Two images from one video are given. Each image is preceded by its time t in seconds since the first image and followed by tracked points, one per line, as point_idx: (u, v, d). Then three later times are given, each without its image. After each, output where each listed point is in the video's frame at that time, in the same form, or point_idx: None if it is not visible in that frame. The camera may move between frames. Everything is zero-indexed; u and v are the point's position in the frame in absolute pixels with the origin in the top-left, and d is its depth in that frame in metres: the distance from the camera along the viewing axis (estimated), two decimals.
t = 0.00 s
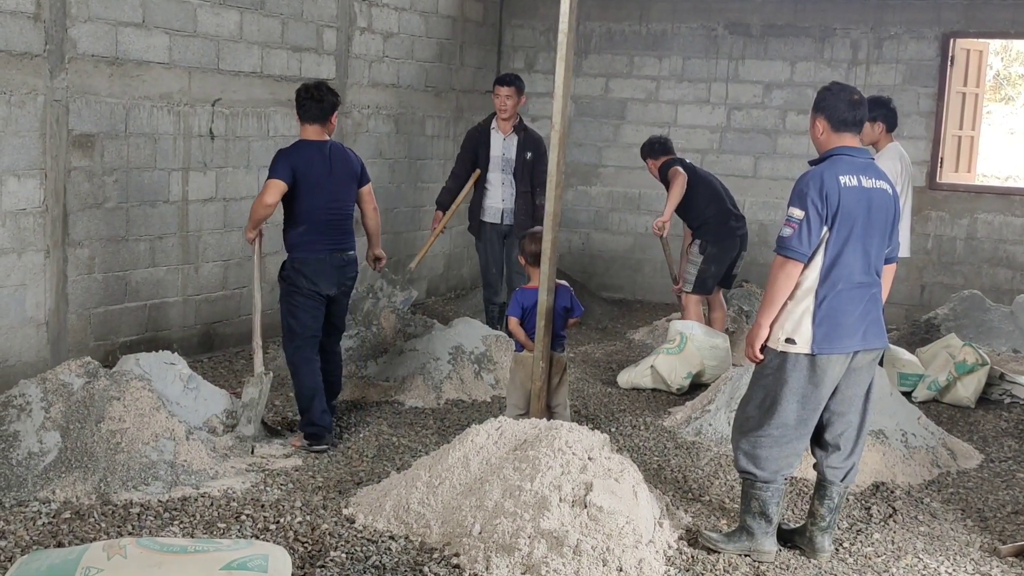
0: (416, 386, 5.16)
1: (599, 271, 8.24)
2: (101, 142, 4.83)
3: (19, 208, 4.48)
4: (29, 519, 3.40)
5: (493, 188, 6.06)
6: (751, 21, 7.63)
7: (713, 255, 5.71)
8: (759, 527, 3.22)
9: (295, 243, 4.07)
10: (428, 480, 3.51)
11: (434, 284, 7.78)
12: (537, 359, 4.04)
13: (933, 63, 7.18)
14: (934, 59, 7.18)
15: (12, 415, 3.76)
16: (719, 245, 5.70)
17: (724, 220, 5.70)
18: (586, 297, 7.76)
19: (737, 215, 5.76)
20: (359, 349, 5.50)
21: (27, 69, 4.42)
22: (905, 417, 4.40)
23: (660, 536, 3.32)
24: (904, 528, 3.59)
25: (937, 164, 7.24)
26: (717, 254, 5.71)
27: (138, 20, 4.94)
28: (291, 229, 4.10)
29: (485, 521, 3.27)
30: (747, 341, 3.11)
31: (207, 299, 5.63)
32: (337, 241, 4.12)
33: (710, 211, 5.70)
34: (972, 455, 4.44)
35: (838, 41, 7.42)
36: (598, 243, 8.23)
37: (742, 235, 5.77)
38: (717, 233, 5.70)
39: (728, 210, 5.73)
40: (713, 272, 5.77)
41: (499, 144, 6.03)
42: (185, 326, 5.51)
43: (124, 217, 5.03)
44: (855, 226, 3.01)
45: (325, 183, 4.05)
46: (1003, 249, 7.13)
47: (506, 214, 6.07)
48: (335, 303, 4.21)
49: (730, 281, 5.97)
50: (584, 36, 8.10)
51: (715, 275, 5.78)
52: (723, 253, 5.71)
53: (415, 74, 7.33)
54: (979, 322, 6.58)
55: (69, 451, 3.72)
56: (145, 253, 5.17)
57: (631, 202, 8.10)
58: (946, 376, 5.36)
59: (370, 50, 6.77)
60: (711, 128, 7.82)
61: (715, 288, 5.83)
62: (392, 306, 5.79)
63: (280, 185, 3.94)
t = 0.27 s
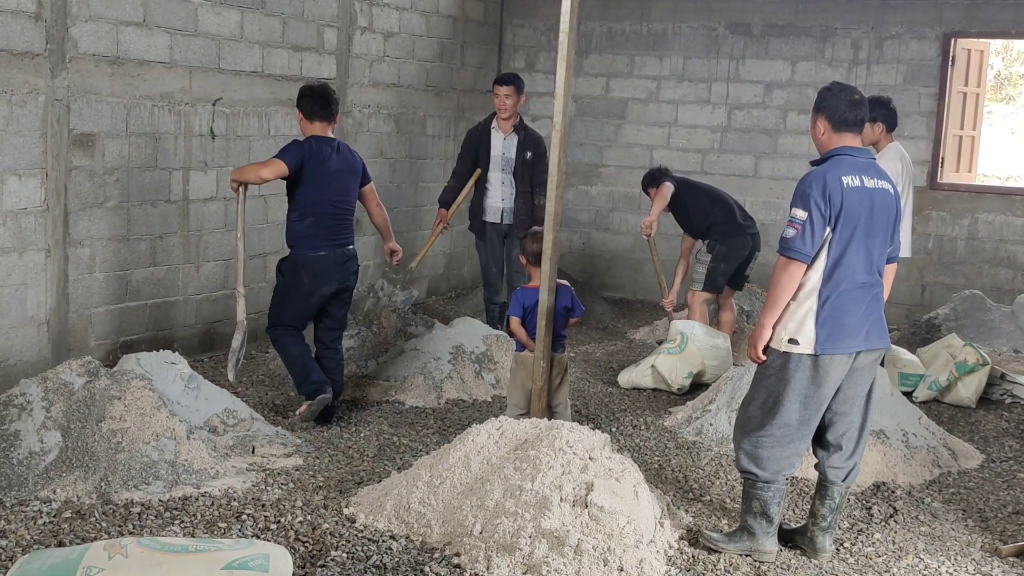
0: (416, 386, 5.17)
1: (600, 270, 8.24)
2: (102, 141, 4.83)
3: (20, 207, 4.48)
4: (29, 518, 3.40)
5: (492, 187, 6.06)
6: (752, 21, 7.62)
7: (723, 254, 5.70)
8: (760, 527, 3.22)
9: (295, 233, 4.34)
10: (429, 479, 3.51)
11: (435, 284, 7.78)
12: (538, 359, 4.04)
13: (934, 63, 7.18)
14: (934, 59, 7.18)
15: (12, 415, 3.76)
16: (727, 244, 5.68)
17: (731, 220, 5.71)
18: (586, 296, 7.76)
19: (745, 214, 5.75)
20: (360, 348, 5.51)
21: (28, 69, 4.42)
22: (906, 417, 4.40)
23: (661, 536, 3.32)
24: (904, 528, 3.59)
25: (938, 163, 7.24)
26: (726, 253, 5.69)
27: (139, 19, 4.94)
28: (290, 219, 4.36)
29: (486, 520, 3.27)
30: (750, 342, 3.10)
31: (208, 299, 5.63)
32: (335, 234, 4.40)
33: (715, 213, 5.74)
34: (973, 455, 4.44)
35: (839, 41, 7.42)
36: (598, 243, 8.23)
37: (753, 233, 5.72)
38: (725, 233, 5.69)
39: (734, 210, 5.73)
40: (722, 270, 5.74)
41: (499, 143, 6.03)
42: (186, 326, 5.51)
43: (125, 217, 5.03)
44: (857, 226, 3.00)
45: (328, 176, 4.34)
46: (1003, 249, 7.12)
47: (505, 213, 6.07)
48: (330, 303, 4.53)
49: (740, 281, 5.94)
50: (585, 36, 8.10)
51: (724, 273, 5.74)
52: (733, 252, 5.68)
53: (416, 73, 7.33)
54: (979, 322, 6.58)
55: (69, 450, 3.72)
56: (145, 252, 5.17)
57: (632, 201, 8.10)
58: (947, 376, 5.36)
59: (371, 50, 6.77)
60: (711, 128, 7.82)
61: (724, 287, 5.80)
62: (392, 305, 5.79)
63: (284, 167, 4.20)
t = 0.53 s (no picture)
0: (415, 386, 5.17)
1: (599, 270, 8.24)
2: (100, 143, 4.83)
3: (18, 209, 4.48)
4: (28, 520, 3.40)
5: (492, 189, 6.07)
6: (750, 22, 7.63)
7: (726, 255, 5.70)
8: (758, 527, 3.22)
9: (288, 233, 4.34)
10: (428, 480, 3.51)
11: (434, 285, 7.78)
12: (537, 360, 4.04)
13: (932, 63, 7.18)
14: (933, 60, 7.18)
15: (11, 416, 3.77)
16: (729, 245, 5.69)
17: (734, 222, 5.72)
18: (585, 297, 7.76)
19: (747, 218, 5.78)
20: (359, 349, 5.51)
21: (26, 70, 4.42)
22: (904, 417, 4.40)
23: (659, 537, 3.32)
24: (902, 529, 3.59)
25: (936, 164, 7.24)
26: (729, 254, 5.70)
27: (137, 21, 4.94)
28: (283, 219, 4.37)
29: (484, 521, 3.27)
30: (749, 343, 3.10)
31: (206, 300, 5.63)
32: (328, 234, 4.41)
33: (718, 219, 5.72)
34: (972, 456, 4.44)
35: (837, 41, 7.42)
36: (597, 244, 8.23)
37: (757, 235, 5.74)
38: (728, 235, 5.70)
39: (736, 215, 5.76)
40: (725, 270, 5.74)
41: (498, 145, 6.03)
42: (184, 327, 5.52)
43: (124, 218, 5.03)
44: (856, 227, 3.01)
45: (322, 176, 4.34)
46: (1002, 249, 7.13)
47: (505, 214, 6.08)
48: (318, 299, 4.51)
49: (743, 281, 5.94)
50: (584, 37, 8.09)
51: (727, 274, 5.74)
52: (735, 254, 5.70)
53: (414, 74, 7.33)
54: (978, 322, 6.58)
55: (68, 452, 3.72)
56: (144, 253, 5.17)
57: (631, 202, 8.10)
58: (946, 377, 5.36)
59: (369, 51, 6.77)
60: (710, 129, 7.82)
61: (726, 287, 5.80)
62: (391, 306, 5.79)
63: (279, 171, 4.21)
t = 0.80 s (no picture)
0: (416, 386, 5.17)
1: (599, 269, 8.24)
2: (98, 145, 4.83)
3: (16, 211, 4.48)
4: (28, 522, 3.40)
5: (492, 188, 6.07)
6: (748, 19, 7.63)
7: (724, 251, 5.71)
8: (758, 523, 3.22)
9: (265, 238, 4.39)
10: (428, 480, 3.51)
11: (433, 284, 7.78)
12: (536, 359, 4.04)
13: (930, 59, 7.18)
14: (931, 56, 7.18)
15: (10, 419, 3.77)
16: (728, 241, 5.70)
17: (732, 217, 5.70)
18: (585, 295, 7.76)
19: (747, 212, 5.75)
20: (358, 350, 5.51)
21: (23, 73, 4.42)
22: (904, 413, 4.40)
23: (659, 534, 3.33)
24: (903, 525, 3.59)
25: (935, 160, 7.24)
26: (727, 249, 5.70)
27: (134, 23, 4.94)
28: (257, 225, 4.41)
29: (484, 521, 3.27)
30: (747, 340, 3.10)
31: (206, 301, 5.63)
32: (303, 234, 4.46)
33: (718, 212, 5.71)
34: (972, 451, 4.44)
35: (835, 38, 7.41)
36: (596, 242, 8.23)
37: (756, 230, 5.73)
38: (727, 231, 5.69)
39: (736, 210, 5.73)
40: (724, 266, 5.74)
41: (497, 144, 6.04)
42: (184, 329, 5.52)
43: (122, 220, 5.03)
44: (854, 223, 3.01)
45: (293, 181, 4.36)
46: (1001, 245, 7.12)
47: (506, 214, 6.07)
48: (299, 299, 4.53)
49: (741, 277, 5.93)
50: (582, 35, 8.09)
51: (726, 270, 5.75)
52: (733, 249, 5.70)
53: (412, 74, 7.33)
54: (977, 318, 6.58)
55: (68, 454, 3.73)
56: (143, 255, 5.17)
57: (629, 200, 8.10)
58: (946, 372, 5.36)
59: (367, 51, 6.77)
60: (708, 126, 7.82)
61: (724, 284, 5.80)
62: (391, 306, 5.79)
63: (254, 189, 4.23)
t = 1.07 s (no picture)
0: (417, 385, 5.17)
1: (600, 268, 8.24)
2: (99, 144, 4.82)
3: (17, 211, 4.48)
4: (31, 522, 3.40)
5: (495, 187, 6.05)
6: (749, 18, 7.62)
7: (723, 250, 5.71)
8: (760, 522, 3.22)
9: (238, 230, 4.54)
10: (430, 479, 3.50)
11: (434, 284, 7.78)
12: (538, 358, 4.03)
13: (932, 57, 7.17)
14: (932, 54, 7.17)
15: (13, 419, 3.77)
16: (728, 239, 5.69)
17: (733, 215, 5.68)
18: (586, 295, 7.76)
19: (748, 208, 5.71)
20: (360, 349, 5.51)
21: (24, 72, 4.42)
22: (906, 412, 4.40)
23: (662, 533, 3.32)
24: (906, 524, 3.59)
25: (936, 158, 7.24)
26: (728, 247, 5.70)
27: (136, 22, 4.94)
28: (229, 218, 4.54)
29: (487, 520, 3.27)
30: (749, 337, 3.10)
31: (207, 301, 5.63)
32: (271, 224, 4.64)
33: (720, 208, 5.68)
34: (974, 450, 4.44)
35: (836, 36, 7.41)
36: (598, 241, 8.23)
37: (754, 227, 5.72)
38: (727, 228, 5.69)
39: (738, 206, 5.69)
40: (726, 265, 5.74)
41: (500, 143, 6.05)
42: (185, 328, 5.52)
43: (124, 219, 5.03)
44: (855, 221, 3.00)
45: (267, 174, 4.51)
46: (1003, 244, 7.12)
47: (508, 213, 6.05)
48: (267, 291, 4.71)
49: (744, 275, 5.91)
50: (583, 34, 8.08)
51: (727, 269, 5.74)
52: (733, 247, 5.70)
53: (413, 73, 7.32)
54: (979, 317, 6.58)
55: (70, 454, 3.72)
56: (144, 255, 5.17)
57: (631, 199, 8.09)
58: (948, 371, 5.35)
59: (368, 50, 6.76)
60: (709, 125, 7.81)
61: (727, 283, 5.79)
62: (392, 305, 5.79)
63: (244, 188, 4.38)
